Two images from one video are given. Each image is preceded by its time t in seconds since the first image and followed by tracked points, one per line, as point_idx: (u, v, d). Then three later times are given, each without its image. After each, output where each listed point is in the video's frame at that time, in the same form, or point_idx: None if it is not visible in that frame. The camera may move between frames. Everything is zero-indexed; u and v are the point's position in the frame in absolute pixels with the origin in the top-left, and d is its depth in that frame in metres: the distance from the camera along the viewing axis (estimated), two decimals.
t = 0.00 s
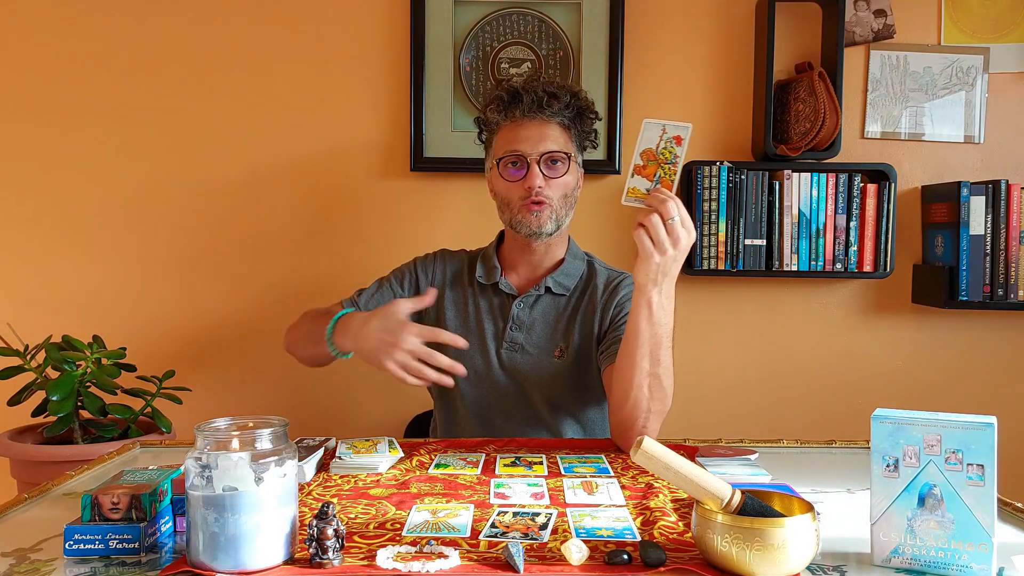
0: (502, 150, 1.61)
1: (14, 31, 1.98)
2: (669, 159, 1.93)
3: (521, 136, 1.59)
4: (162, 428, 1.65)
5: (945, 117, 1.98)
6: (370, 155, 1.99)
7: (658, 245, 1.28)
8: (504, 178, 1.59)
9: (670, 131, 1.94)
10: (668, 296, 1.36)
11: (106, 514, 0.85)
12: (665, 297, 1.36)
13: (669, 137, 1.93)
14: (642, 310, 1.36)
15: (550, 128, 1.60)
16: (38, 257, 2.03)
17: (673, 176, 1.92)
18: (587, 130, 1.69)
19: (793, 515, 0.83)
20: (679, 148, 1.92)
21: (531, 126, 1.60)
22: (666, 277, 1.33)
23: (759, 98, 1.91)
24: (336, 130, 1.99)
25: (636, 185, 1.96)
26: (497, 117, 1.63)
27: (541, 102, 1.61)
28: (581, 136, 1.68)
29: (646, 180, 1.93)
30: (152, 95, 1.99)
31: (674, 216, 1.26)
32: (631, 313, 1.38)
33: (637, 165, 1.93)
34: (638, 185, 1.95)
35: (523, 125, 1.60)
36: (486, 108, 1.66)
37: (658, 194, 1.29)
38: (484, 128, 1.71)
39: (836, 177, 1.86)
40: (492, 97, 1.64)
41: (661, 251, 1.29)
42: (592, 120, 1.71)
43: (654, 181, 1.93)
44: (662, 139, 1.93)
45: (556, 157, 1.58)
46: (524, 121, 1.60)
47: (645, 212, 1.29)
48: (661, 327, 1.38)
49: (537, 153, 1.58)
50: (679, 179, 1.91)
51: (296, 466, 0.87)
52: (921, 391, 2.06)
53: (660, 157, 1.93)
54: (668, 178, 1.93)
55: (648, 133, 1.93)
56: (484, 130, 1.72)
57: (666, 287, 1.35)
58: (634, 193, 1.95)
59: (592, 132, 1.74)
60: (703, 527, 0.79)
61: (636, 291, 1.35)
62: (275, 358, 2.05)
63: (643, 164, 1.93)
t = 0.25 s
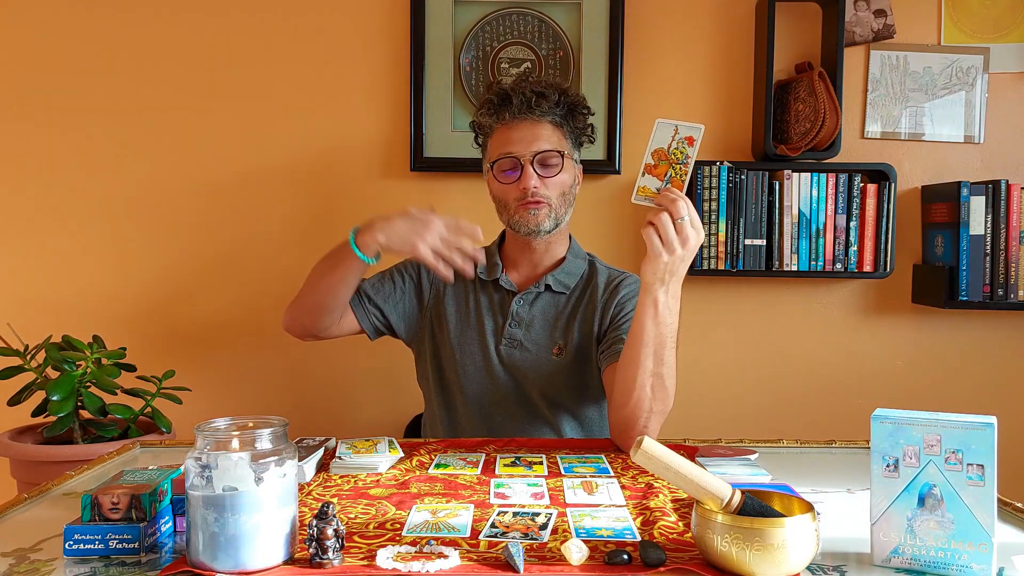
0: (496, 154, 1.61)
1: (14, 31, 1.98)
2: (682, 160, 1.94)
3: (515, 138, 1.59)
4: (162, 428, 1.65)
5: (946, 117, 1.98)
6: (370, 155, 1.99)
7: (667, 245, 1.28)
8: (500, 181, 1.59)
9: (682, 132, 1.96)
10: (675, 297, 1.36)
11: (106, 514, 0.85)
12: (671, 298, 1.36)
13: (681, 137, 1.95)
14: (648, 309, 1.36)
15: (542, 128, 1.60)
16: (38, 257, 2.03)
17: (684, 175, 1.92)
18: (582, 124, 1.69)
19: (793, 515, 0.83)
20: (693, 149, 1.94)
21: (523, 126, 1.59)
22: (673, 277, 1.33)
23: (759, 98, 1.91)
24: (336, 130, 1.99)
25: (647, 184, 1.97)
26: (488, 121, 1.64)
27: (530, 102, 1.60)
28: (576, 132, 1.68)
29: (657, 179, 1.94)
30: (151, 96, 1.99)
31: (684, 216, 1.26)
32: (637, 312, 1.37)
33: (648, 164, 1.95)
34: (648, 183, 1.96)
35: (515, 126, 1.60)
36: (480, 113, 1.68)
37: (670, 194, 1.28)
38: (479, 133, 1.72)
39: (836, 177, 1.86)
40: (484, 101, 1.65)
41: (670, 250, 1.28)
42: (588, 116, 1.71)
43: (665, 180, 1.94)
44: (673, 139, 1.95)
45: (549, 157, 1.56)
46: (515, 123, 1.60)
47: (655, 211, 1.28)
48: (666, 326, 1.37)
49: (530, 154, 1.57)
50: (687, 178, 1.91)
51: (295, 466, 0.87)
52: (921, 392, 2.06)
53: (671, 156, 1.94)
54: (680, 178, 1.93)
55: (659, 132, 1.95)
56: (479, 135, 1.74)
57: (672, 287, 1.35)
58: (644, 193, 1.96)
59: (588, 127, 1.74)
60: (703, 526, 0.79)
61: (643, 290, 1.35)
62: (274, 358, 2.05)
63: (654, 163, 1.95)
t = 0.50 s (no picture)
0: (492, 162, 1.60)
1: (14, 31, 1.98)
2: (677, 160, 1.90)
3: (509, 147, 1.58)
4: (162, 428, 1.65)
5: (946, 117, 1.98)
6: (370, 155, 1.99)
7: (663, 246, 1.28)
8: (495, 190, 1.58)
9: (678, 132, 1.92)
10: (672, 298, 1.36)
11: (106, 514, 0.85)
12: (669, 298, 1.36)
13: (677, 138, 1.91)
14: (645, 311, 1.35)
15: (538, 136, 1.58)
16: (38, 257, 2.03)
17: (680, 177, 1.89)
18: (579, 128, 1.67)
19: (793, 515, 0.82)
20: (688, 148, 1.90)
21: (519, 135, 1.58)
22: (671, 278, 1.32)
23: (759, 98, 1.91)
24: (336, 130, 1.99)
25: (643, 184, 1.93)
26: (484, 127, 1.63)
27: (526, 111, 1.59)
28: (573, 138, 1.66)
29: (653, 180, 1.91)
30: (151, 96, 1.99)
31: (680, 217, 1.26)
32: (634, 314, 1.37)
33: (643, 165, 1.91)
34: (644, 184, 1.92)
35: (511, 135, 1.58)
36: (475, 119, 1.67)
37: (666, 193, 1.29)
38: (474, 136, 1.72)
39: (836, 177, 1.86)
40: (479, 107, 1.64)
41: (666, 251, 1.29)
42: (584, 118, 1.69)
43: (661, 181, 1.90)
44: (669, 139, 1.91)
45: (545, 166, 1.55)
46: (511, 131, 1.59)
47: (651, 213, 1.30)
48: (664, 327, 1.37)
49: (526, 163, 1.56)
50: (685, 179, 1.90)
51: (295, 466, 0.87)
52: (921, 392, 2.06)
53: (667, 157, 1.90)
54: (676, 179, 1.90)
55: (654, 133, 1.91)
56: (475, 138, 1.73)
57: (670, 288, 1.35)
58: (640, 194, 1.92)
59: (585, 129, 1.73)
60: (703, 527, 0.79)
61: (640, 291, 1.35)
62: (274, 358, 2.05)
63: (649, 164, 1.91)
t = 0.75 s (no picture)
0: (493, 168, 1.59)
1: (14, 31, 1.98)
2: (669, 160, 1.97)
3: (511, 154, 1.57)
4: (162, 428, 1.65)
5: (946, 117, 1.98)
6: (370, 155, 1.99)
7: (657, 246, 1.30)
8: (496, 197, 1.58)
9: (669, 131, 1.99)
10: (667, 298, 1.37)
11: (106, 514, 0.85)
12: (664, 298, 1.37)
13: (668, 137, 1.97)
14: (641, 311, 1.37)
15: (540, 144, 1.57)
16: (38, 257, 2.03)
17: (673, 177, 1.96)
18: (581, 135, 1.67)
19: (793, 515, 0.83)
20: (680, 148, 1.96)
21: (521, 142, 1.57)
22: (665, 278, 1.34)
23: (759, 98, 1.91)
24: (336, 130, 1.99)
25: (636, 185, 1.99)
26: (485, 133, 1.61)
27: (529, 118, 1.57)
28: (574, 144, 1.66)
29: (646, 180, 1.97)
30: (151, 95, 1.99)
31: (673, 216, 1.29)
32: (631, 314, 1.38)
33: (636, 165, 1.97)
34: (637, 185, 1.98)
35: (513, 141, 1.57)
36: (476, 123, 1.65)
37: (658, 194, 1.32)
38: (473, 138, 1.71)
39: (836, 177, 1.86)
40: (481, 112, 1.62)
41: (660, 252, 1.31)
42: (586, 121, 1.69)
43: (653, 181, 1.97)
44: (661, 139, 1.97)
45: (547, 175, 1.55)
46: (513, 138, 1.57)
47: (645, 213, 1.32)
48: (661, 328, 1.38)
49: (528, 171, 1.56)
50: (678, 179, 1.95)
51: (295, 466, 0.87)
52: (921, 392, 2.06)
53: (659, 157, 1.97)
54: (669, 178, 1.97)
55: (646, 133, 1.97)
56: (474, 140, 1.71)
57: (665, 288, 1.36)
58: (633, 194, 1.99)
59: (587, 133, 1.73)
60: (703, 527, 0.79)
61: (635, 292, 1.36)
62: (274, 358, 2.05)
63: (642, 165, 1.97)
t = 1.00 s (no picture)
0: (497, 158, 1.59)
1: (14, 31, 1.98)
2: (663, 160, 1.98)
3: (516, 144, 1.58)
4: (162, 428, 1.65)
5: (946, 117, 1.98)
6: (370, 155, 1.99)
7: (653, 247, 1.29)
8: (500, 187, 1.58)
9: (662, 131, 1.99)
10: (664, 296, 1.37)
11: (106, 514, 0.85)
12: (661, 298, 1.38)
13: (662, 138, 1.98)
14: (638, 311, 1.37)
15: (545, 135, 1.58)
16: (38, 257, 2.03)
17: (667, 177, 1.97)
18: (585, 129, 1.68)
19: (793, 515, 0.83)
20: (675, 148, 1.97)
21: (526, 133, 1.58)
22: (662, 278, 1.34)
23: (759, 98, 1.91)
24: (336, 130, 1.99)
25: (630, 185, 1.99)
26: (490, 124, 1.61)
27: (536, 110, 1.58)
28: (578, 137, 1.67)
29: (640, 180, 1.97)
30: (151, 95, 1.99)
31: (669, 216, 1.27)
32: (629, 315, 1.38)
33: (630, 166, 1.97)
34: (632, 185, 1.98)
35: (518, 133, 1.58)
36: (481, 115, 1.65)
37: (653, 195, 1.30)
38: (478, 131, 1.70)
39: (836, 177, 1.86)
40: (487, 104, 1.62)
41: (656, 252, 1.30)
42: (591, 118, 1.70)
43: (647, 181, 1.97)
44: (655, 139, 1.97)
45: (552, 165, 1.56)
46: (518, 129, 1.58)
47: (639, 214, 1.30)
48: (659, 326, 1.38)
49: (533, 162, 1.56)
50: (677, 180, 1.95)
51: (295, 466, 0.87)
52: (921, 392, 2.06)
53: (653, 157, 1.97)
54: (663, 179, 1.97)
55: (640, 134, 1.97)
56: (478, 133, 1.72)
57: (661, 288, 1.36)
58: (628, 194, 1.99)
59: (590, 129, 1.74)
60: (703, 527, 0.79)
61: (632, 292, 1.36)
62: (274, 358, 2.05)
63: (636, 165, 1.97)
